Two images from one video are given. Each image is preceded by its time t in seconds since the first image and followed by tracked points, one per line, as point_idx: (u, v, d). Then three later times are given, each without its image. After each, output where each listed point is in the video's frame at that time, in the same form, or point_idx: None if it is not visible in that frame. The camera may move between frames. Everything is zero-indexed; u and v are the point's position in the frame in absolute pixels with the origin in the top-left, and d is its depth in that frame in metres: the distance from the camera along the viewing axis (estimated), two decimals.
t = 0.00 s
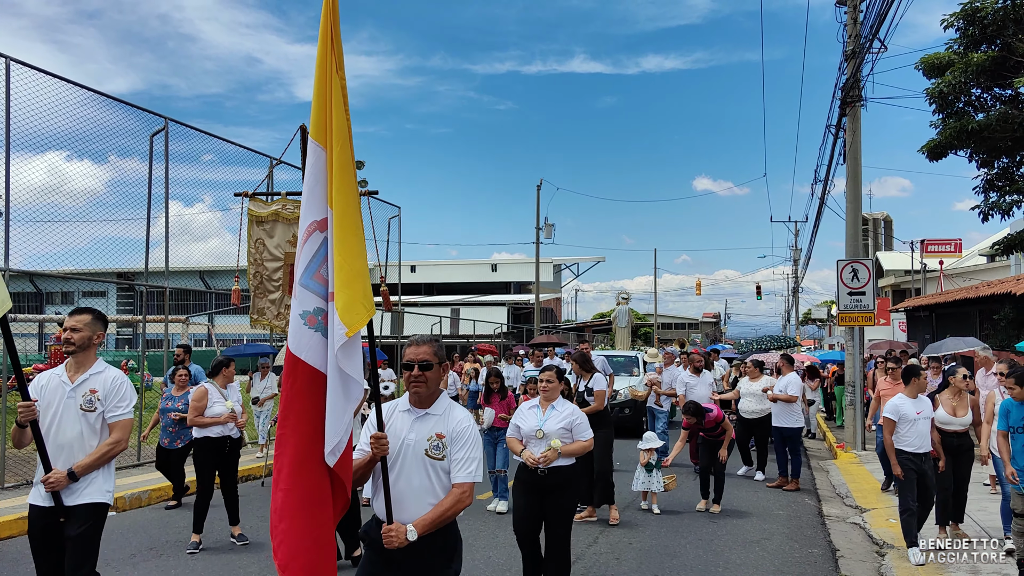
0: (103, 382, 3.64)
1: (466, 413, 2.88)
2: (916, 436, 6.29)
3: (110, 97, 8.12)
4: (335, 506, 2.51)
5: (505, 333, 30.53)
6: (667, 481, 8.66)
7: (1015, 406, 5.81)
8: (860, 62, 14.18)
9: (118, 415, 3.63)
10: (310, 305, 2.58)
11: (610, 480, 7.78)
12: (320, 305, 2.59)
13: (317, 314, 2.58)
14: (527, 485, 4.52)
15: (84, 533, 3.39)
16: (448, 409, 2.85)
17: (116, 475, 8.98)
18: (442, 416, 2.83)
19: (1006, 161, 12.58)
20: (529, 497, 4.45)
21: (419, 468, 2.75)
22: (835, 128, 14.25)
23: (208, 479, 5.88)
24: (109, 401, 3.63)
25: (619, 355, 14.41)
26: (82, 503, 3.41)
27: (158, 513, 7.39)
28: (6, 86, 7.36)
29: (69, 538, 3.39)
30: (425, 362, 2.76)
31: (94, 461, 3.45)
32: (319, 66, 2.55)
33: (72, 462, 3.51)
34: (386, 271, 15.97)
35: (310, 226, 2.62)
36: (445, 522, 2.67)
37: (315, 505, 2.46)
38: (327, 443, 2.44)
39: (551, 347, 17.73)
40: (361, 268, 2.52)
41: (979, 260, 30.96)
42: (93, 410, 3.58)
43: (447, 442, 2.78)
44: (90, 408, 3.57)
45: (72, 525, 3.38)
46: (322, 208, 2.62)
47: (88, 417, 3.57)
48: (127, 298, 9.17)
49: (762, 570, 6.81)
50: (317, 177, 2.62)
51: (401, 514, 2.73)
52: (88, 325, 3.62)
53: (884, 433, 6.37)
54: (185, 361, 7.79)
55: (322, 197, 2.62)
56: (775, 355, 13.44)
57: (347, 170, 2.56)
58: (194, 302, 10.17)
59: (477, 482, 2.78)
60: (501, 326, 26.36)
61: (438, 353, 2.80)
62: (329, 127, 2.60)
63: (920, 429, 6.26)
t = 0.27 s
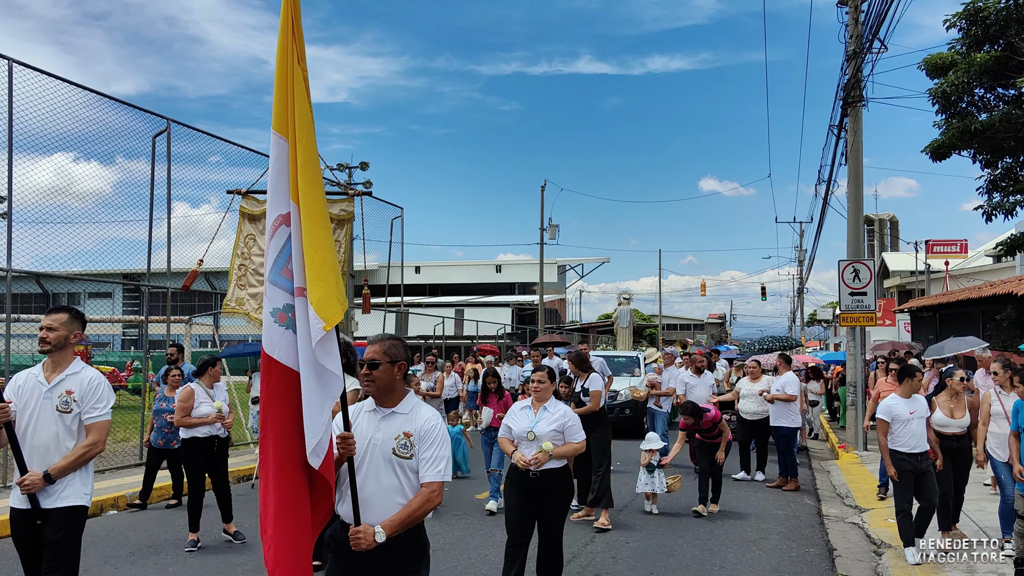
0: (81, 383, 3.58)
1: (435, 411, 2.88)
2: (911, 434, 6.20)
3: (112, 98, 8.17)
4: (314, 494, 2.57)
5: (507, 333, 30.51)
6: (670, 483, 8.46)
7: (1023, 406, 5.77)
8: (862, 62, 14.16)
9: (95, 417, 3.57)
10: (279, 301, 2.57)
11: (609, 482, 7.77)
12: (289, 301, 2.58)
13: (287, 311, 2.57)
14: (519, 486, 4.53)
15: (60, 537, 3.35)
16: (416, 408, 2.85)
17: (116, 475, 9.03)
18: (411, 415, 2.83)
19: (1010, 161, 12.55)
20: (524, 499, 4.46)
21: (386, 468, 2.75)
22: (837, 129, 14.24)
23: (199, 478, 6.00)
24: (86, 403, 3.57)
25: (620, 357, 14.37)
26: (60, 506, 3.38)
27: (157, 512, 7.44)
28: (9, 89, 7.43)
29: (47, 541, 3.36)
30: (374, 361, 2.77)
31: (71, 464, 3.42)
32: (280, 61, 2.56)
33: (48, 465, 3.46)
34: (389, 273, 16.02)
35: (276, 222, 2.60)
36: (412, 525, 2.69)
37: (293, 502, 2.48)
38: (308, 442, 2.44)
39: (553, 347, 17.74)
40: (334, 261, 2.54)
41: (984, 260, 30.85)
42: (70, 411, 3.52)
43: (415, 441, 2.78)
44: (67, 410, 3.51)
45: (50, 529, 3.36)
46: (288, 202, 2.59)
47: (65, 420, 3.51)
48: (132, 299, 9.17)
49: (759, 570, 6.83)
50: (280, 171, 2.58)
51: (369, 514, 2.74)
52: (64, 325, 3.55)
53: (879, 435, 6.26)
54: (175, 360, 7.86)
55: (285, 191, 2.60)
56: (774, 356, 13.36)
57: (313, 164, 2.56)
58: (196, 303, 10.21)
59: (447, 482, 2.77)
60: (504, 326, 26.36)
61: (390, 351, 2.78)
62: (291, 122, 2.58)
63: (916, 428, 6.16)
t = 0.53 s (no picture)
0: (57, 390, 3.53)
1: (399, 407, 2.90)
2: (908, 436, 6.10)
3: (115, 100, 8.23)
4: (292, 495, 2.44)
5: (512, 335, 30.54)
6: (674, 486, 8.31)
7: None
8: (866, 63, 14.14)
9: (71, 426, 3.50)
10: (246, 290, 2.43)
11: (609, 482, 7.79)
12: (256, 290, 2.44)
13: (252, 300, 2.43)
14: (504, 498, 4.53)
15: (22, 547, 3.24)
16: (382, 405, 2.89)
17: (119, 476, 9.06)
18: (375, 412, 2.86)
19: (1014, 162, 12.50)
20: (513, 505, 4.48)
21: (354, 465, 2.79)
22: (841, 129, 14.23)
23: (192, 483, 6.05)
24: (62, 410, 3.51)
25: (622, 358, 14.38)
26: (27, 513, 3.30)
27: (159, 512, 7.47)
28: (14, 91, 7.51)
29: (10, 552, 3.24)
30: (332, 359, 2.77)
31: (40, 472, 3.34)
32: (245, 36, 2.38)
33: (20, 473, 3.39)
34: (393, 275, 16.07)
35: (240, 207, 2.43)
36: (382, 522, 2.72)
37: (273, 504, 2.34)
38: (281, 435, 2.33)
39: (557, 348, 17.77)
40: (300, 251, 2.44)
41: (991, 262, 30.74)
42: (46, 419, 3.47)
43: (383, 439, 2.82)
44: (42, 417, 3.46)
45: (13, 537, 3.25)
46: (252, 186, 2.43)
47: (40, 427, 3.46)
48: (138, 300, 9.20)
49: (759, 570, 6.83)
50: (244, 154, 2.39)
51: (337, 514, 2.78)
52: (47, 329, 3.58)
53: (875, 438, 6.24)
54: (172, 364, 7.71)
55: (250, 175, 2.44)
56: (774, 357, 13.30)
57: (281, 149, 2.43)
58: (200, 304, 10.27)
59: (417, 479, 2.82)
60: (508, 327, 26.39)
61: (347, 348, 2.79)
62: (257, 103, 2.41)
63: (914, 432, 6.05)
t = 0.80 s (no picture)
0: (48, 389, 3.41)
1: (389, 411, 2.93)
2: (910, 440, 6.07)
3: (122, 103, 8.31)
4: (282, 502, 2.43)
5: (518, 335, 30.60)
6: (682, 489, 8.28)
7: None
8: (871, 63, 14.13)
9: (60, 426, 3.37)
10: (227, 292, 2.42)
11: (617, 484, 7.81)
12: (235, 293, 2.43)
13: (232, 303, 2.42)
14: (493, 493, 4.60)
15: (15, 552, 3.15)
16: (370, 410, 2.89)
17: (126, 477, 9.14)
18: (365, 417, 2.87)
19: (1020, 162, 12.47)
20: (505, 505, 4.54)
21: (342, 472, 2.79)
22: (846, 130, 14.22)
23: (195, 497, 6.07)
24: (52, 409, 3.38)
25: (626, 359, 14.41)
26: (13, 517, 3.18)
27: (165, 513, 7.54)
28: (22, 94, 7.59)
29: None
30: (320, 362, 2.79)
31: (28, 474, 3.21)
32: (239, 39, 2.42)
33: (6, 474, 3.27)
34: (399, 276, 16.13)
35: (226, 206, 2.46)
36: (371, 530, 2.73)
37: (252, 513, 2.32)
38: (253, 444, 2.32)
39: (561, 348, 17.82)
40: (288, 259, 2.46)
41: (998, 262, 30.63)
42: (34, 418, 3.35)
43: (373, 445, 2.82)
44: (29, 416, 3.34)
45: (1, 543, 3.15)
46: (239, 186, 2.46)
47: (29, 427, 3.34)
48: (145, 302, 9.28)
49: (761, 571, 6.86)
50: (234, 156, 2.45)
51: (325, 521, 2.77)
52: (38, 324, 3.44)
53: (879, 442, 6.17)
54: (170, 363, 7.83)
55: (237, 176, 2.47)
56: (781, 359, 13.27)
57: (271, 152, 2.46)
58: (206, 305, 10.36)
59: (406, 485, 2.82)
60: (513, 327, 26.44)
61: (335, 351, 2.81)
62: (248, 106, 2.45)
63: (916, 436, 6.02)
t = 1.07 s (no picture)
0: (35, 389, 3.30)
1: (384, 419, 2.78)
2: (915, 440, 6.05)
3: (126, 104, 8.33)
4: (269, 524, 2.28)
5: (520, 335, 30.65)
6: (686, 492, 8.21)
7: None
8: (873, 63, 14.13)
9: (46, 427, 3.26)
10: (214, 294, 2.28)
11: (620, 484, 7.78)
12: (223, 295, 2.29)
13: (218, 306, 2.28)
14: (491, 494, 4.60)
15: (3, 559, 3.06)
16: (363, 417, 2.76)
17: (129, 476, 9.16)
18: (358, 424, 2.73)
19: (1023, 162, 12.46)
20: (499, 508, 4.58)
21: (330, 482, 2.67)
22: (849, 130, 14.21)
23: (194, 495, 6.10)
24: (38, 410, 3.28)
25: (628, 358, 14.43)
26: None
27: (168, 513, 7.55)
28: (26, 94, 7.61)
29: None
30: (315, 364, 2.66)
31: (12, 478, 3.12)
32: (225, 23, 2.28)
33: None
34: (401, 276, 16.16)
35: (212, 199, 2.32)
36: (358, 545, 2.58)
37: (239, 535, 2.16)
38: (236, 458, 2.18)
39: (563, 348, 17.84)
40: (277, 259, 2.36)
41: (1001, 262, 30.61)
42: (19, 420, 3.25)
43: (364, 454, 2.68)
44: (14, 418, 3.24)
45: None
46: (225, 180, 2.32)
47: (14, 429, 3.23)
48: (149, 302, 9.31)
49: (764, 571, 6.86)
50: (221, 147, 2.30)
51: (309, 532, 2.66)
52: (24, 323, 3.36)
53: (884, 442, 6.17)
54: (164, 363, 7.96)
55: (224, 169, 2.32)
56: (785, 359, 13.24)
57: (261, 146, 2.36)
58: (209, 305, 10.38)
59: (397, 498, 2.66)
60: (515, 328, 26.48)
61: (332, 353, 2.67)
62: (235, 94, 2.32)
63: (923, 437, 6.00)
